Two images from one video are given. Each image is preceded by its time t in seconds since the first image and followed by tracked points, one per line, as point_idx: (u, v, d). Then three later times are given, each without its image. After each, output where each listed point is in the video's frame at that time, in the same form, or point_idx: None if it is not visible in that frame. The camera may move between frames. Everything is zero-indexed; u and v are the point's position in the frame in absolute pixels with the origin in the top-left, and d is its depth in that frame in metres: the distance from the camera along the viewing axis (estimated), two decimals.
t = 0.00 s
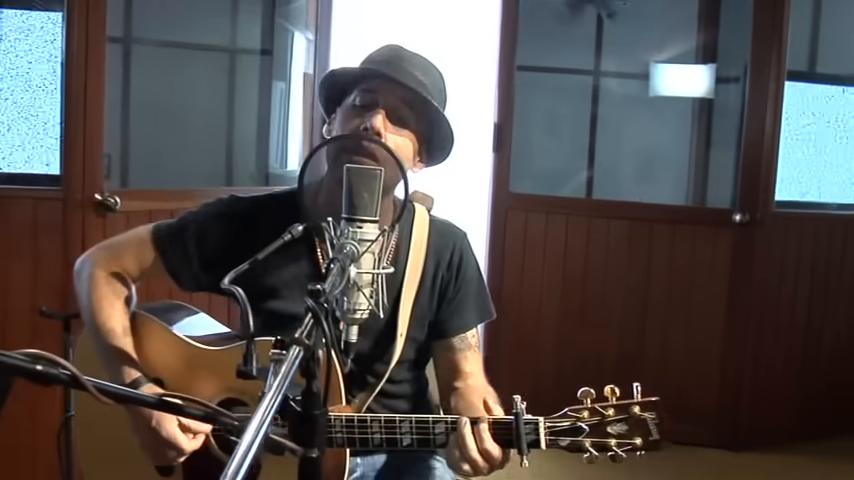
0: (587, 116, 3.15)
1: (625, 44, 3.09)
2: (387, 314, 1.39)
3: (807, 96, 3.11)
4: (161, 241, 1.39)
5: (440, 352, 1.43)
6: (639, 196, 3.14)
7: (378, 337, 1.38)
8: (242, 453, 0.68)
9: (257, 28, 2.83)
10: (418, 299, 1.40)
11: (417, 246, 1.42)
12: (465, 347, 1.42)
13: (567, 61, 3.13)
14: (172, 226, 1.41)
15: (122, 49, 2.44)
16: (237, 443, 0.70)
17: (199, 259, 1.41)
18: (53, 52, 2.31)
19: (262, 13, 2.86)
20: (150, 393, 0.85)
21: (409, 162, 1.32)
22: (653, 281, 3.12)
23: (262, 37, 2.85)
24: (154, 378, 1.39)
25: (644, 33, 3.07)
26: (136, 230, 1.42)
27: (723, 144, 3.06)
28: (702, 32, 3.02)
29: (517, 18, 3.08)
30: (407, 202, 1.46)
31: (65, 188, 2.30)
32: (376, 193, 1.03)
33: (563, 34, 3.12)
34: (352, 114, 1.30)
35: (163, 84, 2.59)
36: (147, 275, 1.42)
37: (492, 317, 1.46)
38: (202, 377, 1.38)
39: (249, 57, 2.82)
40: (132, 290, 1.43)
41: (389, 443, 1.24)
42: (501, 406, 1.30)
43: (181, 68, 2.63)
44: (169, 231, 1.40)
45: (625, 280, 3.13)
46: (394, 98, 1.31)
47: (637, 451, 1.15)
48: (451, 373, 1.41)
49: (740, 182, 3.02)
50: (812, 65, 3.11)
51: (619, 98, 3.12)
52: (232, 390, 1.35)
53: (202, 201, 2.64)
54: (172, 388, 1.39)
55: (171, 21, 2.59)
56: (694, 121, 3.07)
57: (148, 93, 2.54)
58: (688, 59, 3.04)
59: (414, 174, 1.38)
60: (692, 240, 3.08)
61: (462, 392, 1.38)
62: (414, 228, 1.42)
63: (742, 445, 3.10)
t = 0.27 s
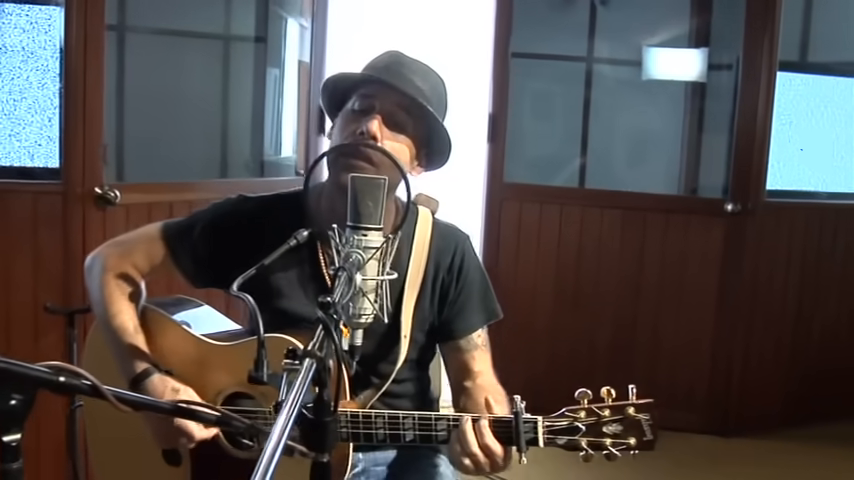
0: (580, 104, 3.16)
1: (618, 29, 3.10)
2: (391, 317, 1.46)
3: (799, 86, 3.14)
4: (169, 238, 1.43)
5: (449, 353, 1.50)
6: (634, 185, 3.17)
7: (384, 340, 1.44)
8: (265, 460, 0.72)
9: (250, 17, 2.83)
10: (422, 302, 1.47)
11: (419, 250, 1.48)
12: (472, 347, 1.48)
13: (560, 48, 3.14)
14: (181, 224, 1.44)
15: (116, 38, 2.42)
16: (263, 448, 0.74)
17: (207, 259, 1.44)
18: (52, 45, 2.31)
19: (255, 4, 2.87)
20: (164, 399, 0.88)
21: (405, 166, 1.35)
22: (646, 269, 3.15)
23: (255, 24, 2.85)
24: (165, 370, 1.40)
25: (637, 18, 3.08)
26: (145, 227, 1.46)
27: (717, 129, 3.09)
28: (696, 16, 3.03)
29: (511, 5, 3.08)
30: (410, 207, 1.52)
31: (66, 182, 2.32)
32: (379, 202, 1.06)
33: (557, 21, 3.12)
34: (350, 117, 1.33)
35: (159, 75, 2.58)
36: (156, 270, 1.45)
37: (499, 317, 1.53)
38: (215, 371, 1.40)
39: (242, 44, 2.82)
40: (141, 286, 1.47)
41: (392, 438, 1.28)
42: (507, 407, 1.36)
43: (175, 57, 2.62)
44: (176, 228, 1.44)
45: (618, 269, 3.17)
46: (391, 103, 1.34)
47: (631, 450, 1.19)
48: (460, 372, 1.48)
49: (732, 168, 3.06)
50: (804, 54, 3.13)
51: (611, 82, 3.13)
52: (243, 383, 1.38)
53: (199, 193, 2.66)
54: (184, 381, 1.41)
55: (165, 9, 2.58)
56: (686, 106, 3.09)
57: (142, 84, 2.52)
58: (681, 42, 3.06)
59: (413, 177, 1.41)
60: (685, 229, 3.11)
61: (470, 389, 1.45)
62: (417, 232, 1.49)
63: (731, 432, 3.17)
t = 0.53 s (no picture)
0: (572, 84, 3.18)
1: (611, 8, 3.11)
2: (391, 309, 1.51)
3: (791, 70, 3.16)
4: (179, 231, 1.48)
5: (455, 343, 1.56)
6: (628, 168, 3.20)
7: (385, 332, 1.50)
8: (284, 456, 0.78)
9: None
10: (421, 296, 1.53)
11: (420, 244, 1.52)
12: (477, 338, 1.54)
13: (553, 28, 3.16)
14: (190, 216, 1.49)
15: (110, 18, 2.40)
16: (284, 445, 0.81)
17: (215, 252, 1.47)
18: (49, 31, 2.31)
19: None
20: (181, 395, 0.92)
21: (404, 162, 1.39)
22: (638, 252, 3.20)
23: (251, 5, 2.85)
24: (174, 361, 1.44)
25: None
26: (156, 220, 1.51)
27: (710, 105, 3.11)
28: None
29: None
30: (413, 202, 1.56)
31: (66, 168, 2.33)
32: (383, 200, 1.09)
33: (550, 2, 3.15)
34: (352, 114, 1.37)
35: (154, 55, 2.56)
36: (166, 262, 1.50)
37: (502, 308, 1.58)
38: (221, 360, 1.44)
39: (238, 25, 2.81)
40: (153, 278, 1.51)
41: (393, 429, 1.35)
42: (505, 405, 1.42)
43: (170, 38, 2.60)
44: (185, 219, 1.49)
45: (610, 250, 3.21)
46: (392, 101, 1.37)
47: (621, 447, 1.23)
48: (468, 362, 1.53)
49: (723, 145, 3.09)
50: (796, 37, 3.15)
51: (604, 59, 3.15)
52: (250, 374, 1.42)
53: (196, 178, 2.66)
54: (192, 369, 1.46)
55: None
56: (678, 85, 3.11)
57: (138, 65, 2.51)
58: (673, 20, 3.08)
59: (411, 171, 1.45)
60: (676, 211, 3.15)
61: (479, 379, 1.50)
62: (420, 227, 1.53)
63: (721, 409, 3.22)
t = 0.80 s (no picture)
0: (567, 63, 3.20)
1: None
2: (397, 295, 1.54)
3: (784, 48, 3.19)
4: (186, 220, 1.51)
5: (454, 325, 1.60)
6: (622, 141, 3.24)
7: (391, 316, 1.54)
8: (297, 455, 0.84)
9: None
10: (426, 281, 1.56)
11: (423, 230, 1.56)
12: (475, 320, 1.59)
13: (549, 5, 3.17)
14: (197, 205, 1.52)
15: None
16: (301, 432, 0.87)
17: (224, 241, 1.51)
18: (48, 12, 2.32)
19: None
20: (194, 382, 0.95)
21: (412, 152, 1.44)
22: (632, 230, 3.24)
23: None
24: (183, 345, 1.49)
25: None
26: (163, 207, 1.54)
27: (705, 81, 3.13)
28: None
29: None
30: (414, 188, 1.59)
31: (67, 150, 2.35)
32: (388, 192, 1.12)
33: None
34: (360, 109, 1.40)
35: (151, 33, 2.56)
36: (173, 249, 1.54)
37: (500, 291, 1.63)
38: (226, 343, 1.49)
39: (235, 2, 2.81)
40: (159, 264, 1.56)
41: (399, 407, 1.38)
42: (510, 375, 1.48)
43: (166, 16, 2.59)
44: (193, 208, 1.52)
45: (605, 228, 3.25)
46: (399, 92, 1.41)
47: (620, 419, 1.25)
48: (465, 341, 1.58)
49: (718, 122, 3.11)
50: (790, 15, 3.17)
51: (599, 35, 3.16)
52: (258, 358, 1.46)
53: (194, 158, 2.66)
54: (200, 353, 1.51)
55: None
56: (673, 62, 3.14)
57: (136, 44, 2.51)
58: None
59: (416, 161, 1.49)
60: (670, 190, 3.19)
61: (475, 358, 1.56)
62: (423, 213, 1.56)
63: (713, 384, 3.27)
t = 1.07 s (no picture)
0: (563, 37, 3.22)
1: None
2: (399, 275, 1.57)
3: (780, 23, 3.21)
4: (189, 211, 1.54)
5: (450, 300, 1.64)
6: (617, 115, 3.27)
7: (393, 293, 1.55)
8: (310, 456, 0.87)
9: None
10: (427, 256, 1.60)
11: (424, 209, 1.58)
12: (469, 294, 1.63)
13: None
14: (200, 193, 1.55)
15: None
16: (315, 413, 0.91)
17: (226, 225, 1.56)
18: None
19: None
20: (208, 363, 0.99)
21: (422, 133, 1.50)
22: (628, 206, 3.27)
23: None
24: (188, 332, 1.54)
25: None
26: (167, 196, 1.57)
27: (699, 54, 3.16)
28: None
29: None
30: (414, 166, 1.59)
31: (68, 130, 2.37)
32: (392, 178, 1.14)
33: None
34: (375, 96, 1.44)
35: (150, 10, 2.57)
36: (177, 237, 1.57)
37: (493, 266, 1.67)
38: (229, 331, 1.53)
39: None
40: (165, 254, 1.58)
41: (407, 384, 1.40)
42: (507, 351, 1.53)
43: None
44: (196, 196, 1.55)
45: (601, 204, 3.29)
46: (411, 76, 1.45)
47: (621, 389, 1.31)
48: (458, 314, 1.63)
49: (712, 95, 3.14)
50: None
51: (596, 11, 3.18)
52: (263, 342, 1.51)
53: (193, 136, 2.67)
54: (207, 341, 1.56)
55: None
56: (668, 38, 3.16)
57: (135, 21, 2.52)
58: None
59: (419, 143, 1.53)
60: (665, 167, 3.22)
61: (469, 332, 1.61)
62: (422, 192, 1.58)
63: (707, 359, 3.32)
